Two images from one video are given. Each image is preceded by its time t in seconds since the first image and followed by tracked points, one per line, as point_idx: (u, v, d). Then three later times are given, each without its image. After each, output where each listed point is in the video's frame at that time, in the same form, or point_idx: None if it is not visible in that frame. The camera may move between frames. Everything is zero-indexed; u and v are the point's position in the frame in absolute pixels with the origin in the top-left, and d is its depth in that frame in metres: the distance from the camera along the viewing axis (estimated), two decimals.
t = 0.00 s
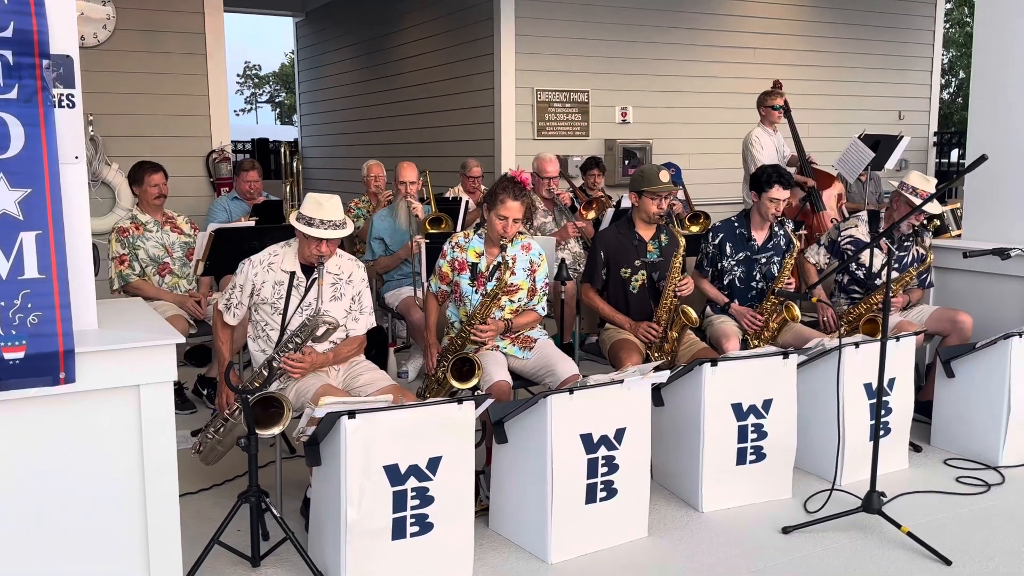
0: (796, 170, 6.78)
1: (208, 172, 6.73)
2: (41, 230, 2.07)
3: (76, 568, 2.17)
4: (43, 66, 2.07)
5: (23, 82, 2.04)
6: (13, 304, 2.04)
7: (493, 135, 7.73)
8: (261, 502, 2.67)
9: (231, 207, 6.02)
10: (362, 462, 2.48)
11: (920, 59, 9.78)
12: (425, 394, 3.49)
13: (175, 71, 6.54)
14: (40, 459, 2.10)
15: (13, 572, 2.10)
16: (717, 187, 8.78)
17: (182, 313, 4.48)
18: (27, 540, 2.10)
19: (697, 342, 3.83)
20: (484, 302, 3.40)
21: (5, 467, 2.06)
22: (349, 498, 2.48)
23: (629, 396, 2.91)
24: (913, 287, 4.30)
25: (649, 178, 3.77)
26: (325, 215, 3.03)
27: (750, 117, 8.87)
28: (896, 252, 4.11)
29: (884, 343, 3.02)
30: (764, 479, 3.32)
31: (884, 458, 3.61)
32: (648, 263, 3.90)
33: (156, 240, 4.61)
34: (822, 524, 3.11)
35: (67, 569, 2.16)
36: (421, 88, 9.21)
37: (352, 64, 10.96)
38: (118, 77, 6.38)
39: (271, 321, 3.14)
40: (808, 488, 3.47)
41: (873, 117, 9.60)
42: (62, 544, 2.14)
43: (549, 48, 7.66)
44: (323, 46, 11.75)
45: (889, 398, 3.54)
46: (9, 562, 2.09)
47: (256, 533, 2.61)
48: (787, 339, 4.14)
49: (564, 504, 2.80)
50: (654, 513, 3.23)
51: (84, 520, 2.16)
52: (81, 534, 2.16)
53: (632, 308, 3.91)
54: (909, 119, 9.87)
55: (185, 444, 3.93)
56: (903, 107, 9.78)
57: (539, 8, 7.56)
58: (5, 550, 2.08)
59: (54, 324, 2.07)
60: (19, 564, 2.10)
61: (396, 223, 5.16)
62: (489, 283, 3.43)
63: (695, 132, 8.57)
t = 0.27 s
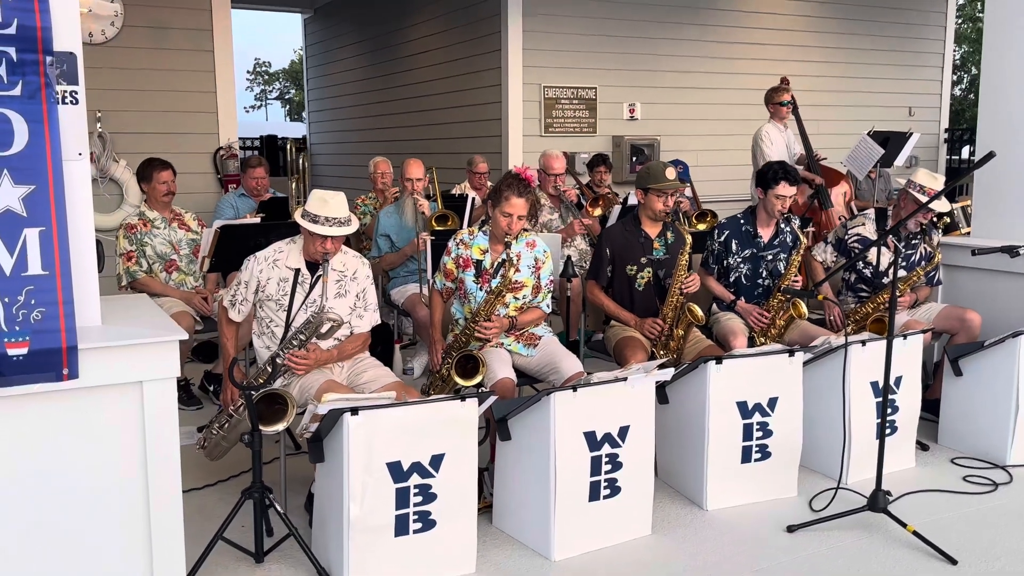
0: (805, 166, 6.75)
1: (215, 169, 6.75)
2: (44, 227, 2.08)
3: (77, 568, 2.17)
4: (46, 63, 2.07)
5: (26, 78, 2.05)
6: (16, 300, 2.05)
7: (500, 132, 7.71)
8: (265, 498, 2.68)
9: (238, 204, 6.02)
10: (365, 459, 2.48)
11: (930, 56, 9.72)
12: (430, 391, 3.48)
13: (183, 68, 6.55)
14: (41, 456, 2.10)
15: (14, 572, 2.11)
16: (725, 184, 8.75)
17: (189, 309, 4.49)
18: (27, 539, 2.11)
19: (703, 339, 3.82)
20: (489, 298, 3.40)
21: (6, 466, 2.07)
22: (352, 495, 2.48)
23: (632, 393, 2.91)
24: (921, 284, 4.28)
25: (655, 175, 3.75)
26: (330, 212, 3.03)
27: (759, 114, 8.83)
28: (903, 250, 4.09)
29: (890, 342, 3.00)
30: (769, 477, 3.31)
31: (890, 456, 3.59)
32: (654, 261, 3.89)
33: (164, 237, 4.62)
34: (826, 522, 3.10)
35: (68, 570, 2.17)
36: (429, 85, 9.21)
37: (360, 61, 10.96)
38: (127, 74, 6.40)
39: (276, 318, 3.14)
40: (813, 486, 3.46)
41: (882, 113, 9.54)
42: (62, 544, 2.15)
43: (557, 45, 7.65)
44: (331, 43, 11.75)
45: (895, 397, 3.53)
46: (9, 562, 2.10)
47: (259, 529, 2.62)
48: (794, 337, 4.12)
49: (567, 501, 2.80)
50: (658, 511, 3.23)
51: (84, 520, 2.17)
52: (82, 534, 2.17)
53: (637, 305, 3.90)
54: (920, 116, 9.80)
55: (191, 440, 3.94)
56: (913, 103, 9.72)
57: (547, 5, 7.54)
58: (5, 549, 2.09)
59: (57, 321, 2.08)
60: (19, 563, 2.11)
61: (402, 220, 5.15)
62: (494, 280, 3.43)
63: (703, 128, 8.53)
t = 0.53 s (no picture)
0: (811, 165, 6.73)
1: (221, 166, 6.76)
2: (48, 223, 2.08)
3: (75, 569, 2.18)
4: (50, 60, 2.08)
5: (30, 75, 2.06)
6: (19, 296, 2.06)
7: (506, 130, 7.70)
8: (268, 495, 2.68)
9: (244, 201, 6.02)
10: (368, 455, 2.49)
11: (938, 53, 9.67)
12: (433, 388, 3.48)
13: (189, 65, 6.56)
14: (42, 453, 2.11)
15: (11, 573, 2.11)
16: (730, 181, 8.72)
17: (193, 306, 4.50)
18: (25, 537, 2.11)
19: (707, 337, 3.81)
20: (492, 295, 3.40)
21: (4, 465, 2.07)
22: (355, 491, 2.48)
23: (635, 391, 2.90)
24: (927, 283, 4.26)
25: (661, 172, 3.75)
26: (334, 209, 3.02)
27: (765, 112, 8.80)
28: (908, 248, 4.08)
29: (895, 339, 2.99)
30: (773, 475, 3.30)
31: (894, 455, 3.58)
32: (659, 258, 3.88)
33: (169, 234, 4.62)
34: (830, 521, 3.09)
35: (65, 570, 2.17)
36: (435, 82, 9.20)
37: (367, 58, 10.96)
38: (133, 71, 6.42)
39: (280, 314, 3.14)
40: (817, 485, 3.45)
41: (890, 111, 9.50)
42: (60, 544, 2.15)
43: (562, 42, 7.64)
44: (338, 40, 11.76)
45: (900, 395, 3.51)
46: (7, 562, 2.10)
47: (261, 526, 2.62)
48: (798, 335, 4.11)
49: (570, 499, 2.80)
50: (661, 509, 3.22)
51: (82, 520, 2.17)
52: (80, 534, 2.17)
53: (641, 303, 3.89)
54: (927, 114, 9.76)
55: (195, 437, 3.95)
56: (920, 101, 9.68)
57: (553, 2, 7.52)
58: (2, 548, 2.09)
59: (61, 316, 2.09)
60: (16, 563, 2.12)
61: (407, 216, 5.17)
62: (497, 277, 3.43)
63: (709, 126, 8.51)
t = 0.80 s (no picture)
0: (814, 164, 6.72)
1: (224, 164, 6.76)
2: (51, 220, 2.09)
3: (77, 567, 2.19)
4: (53, 58, 2.08)
5: (33, 73, 2.06)
6: (22, 293, 2.06)
7: (509, 129, 7.69)
8: (270, 492, 2.69)
9: (247, 199, 6.06)
10: (370, 453, 2.49)
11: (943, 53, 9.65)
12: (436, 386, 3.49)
13: (192, 63, 6.56)
14: (44, 450, 2.12)
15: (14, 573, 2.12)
16: (734, 181, 8.71)
17: (196, 304, 4.52)
18: (27, 536, 2.12)
19: (710, 335, 3.81)
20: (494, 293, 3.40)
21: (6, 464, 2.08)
22: (356, 489, 2.48)
23: (637, 389, 2.90)
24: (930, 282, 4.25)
25: (665, 170, 3.75)
26: (336, 206, 3.03)
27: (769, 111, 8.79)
28: (911, 248, 4.08)
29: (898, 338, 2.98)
30: (775, 474, 3.30)
31: (897, 454, 3.57)
32: (662, 257, 3.87)
33: (173, 232, 4.63)
34: (832, 519, 3.09)
35: (68, 569, 2.18)
36: (439, 81, 9.19)
37: (371, 57, 10.96)
38: (137, 70, 6.43)
39: (282, 312, 3.15)
40: (819, 484, 3.44)
41: (894, 110, 9.48)
42: (62, 542, 2.16)
43: (566, 41, 7.63)
44: (342, 39, 11.76)
45: (903, 394, 3.51)
46: (10, 562, 2.11)
47: (263, 523, 2.63)
48: (801, 334, 4.10)
49: (572, 497, 2.80)
50: (663, 507, 3.22)
51: (83, 518, 2.17)
52: (81, 532, 2.18)
53: (643, 301, 3.89)
54: (931, 113, 9.74)
55: (199, 434, 3.96)
56: (924, 100, 9.66)
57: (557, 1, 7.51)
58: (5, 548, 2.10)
59: (63, 313, 2.10)
60: (19, 563, 2.12)
61: (412, 213, 5.19)
62: (500, 275, 3.43)
63: (713, 125, 8.50)
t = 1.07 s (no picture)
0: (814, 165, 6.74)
1: (225, 164, 6.77)
2: (52, 220, 2.10)
3: (79, 566, 2.19)
4: (55, 57, 2.09)
5: (35, 72, 2.07)
6: (23, 292, 2.07)
7: (510, 129, 7.70)
8: (270, 491, 2.70)
9: (248, 198, 6.07)
10: (370, 452, 2.50)
11: (942, 53, 9.65)
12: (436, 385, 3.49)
13: (193, 63, 6.57)
14: (46, 449, 2.12)
15: (16, 573, 2.13)
16: (734, 181, 8.72)
17: (196, 303, 4.53)
18: (29, 537, 2.13)
19: (709, 335, 3.82)
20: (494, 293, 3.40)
21: (7, 464, 2.09)
22: (357, 488, 2.49)
23: (636, 389, 2.91)
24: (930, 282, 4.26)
25: (665, 171, 3.75)
26: (333, 205, 3.04)
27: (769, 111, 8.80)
28: (910, 248, 4.09)
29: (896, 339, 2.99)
30: (774, 474, 3.31)
31: (896, 454, 3.58)
32: (661, 257, 3.88)
33: (173, 232, 4.64)
34: (831, 519, 3.09)
35: (69, 569, 2.19)
36: (439, 81, 9.20)
37: (371, 57, 10.97)
38: (138, 69, 6.44)
39: (282, 312, 3.15)
40: (818, 484, 3.45)
41: (893, 111, 9.49)
42: (64, 542, 2.17)
43: (566, 41, 7.64)
44: (342, 39, 11.77)
45: (902, 395, 3.51)
46: (12, 562, 2.12)
47: (263, 522, 2.64)
48: (800, 334, 4.11)
49: (571, 496, 2.80)
50: (662, 507, 3.23)
51: (84, 519, 2.18)
52: (82, 531, 2.18)
53: (643, 301, 3.90)
54: (930, 114, 9.75)
55: (199, 433, 3.96)
56: (924, 101, 9.66)
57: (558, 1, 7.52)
58: (7, 548, 2.11)
59: (64, 312, 2.10)
60: (21, 562, 2.13)
61: (411, 212, 5.20)
62: (500, 275, 3.43)
63: (713, 125, 8.51)
